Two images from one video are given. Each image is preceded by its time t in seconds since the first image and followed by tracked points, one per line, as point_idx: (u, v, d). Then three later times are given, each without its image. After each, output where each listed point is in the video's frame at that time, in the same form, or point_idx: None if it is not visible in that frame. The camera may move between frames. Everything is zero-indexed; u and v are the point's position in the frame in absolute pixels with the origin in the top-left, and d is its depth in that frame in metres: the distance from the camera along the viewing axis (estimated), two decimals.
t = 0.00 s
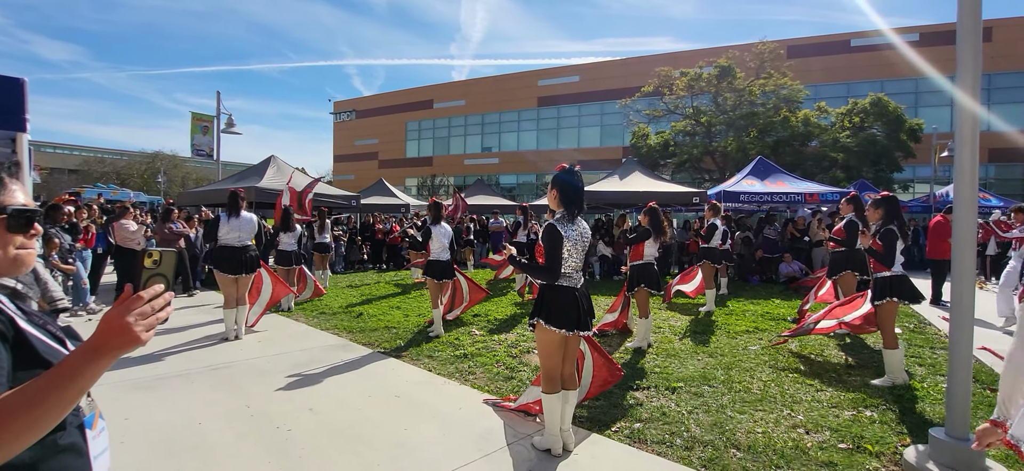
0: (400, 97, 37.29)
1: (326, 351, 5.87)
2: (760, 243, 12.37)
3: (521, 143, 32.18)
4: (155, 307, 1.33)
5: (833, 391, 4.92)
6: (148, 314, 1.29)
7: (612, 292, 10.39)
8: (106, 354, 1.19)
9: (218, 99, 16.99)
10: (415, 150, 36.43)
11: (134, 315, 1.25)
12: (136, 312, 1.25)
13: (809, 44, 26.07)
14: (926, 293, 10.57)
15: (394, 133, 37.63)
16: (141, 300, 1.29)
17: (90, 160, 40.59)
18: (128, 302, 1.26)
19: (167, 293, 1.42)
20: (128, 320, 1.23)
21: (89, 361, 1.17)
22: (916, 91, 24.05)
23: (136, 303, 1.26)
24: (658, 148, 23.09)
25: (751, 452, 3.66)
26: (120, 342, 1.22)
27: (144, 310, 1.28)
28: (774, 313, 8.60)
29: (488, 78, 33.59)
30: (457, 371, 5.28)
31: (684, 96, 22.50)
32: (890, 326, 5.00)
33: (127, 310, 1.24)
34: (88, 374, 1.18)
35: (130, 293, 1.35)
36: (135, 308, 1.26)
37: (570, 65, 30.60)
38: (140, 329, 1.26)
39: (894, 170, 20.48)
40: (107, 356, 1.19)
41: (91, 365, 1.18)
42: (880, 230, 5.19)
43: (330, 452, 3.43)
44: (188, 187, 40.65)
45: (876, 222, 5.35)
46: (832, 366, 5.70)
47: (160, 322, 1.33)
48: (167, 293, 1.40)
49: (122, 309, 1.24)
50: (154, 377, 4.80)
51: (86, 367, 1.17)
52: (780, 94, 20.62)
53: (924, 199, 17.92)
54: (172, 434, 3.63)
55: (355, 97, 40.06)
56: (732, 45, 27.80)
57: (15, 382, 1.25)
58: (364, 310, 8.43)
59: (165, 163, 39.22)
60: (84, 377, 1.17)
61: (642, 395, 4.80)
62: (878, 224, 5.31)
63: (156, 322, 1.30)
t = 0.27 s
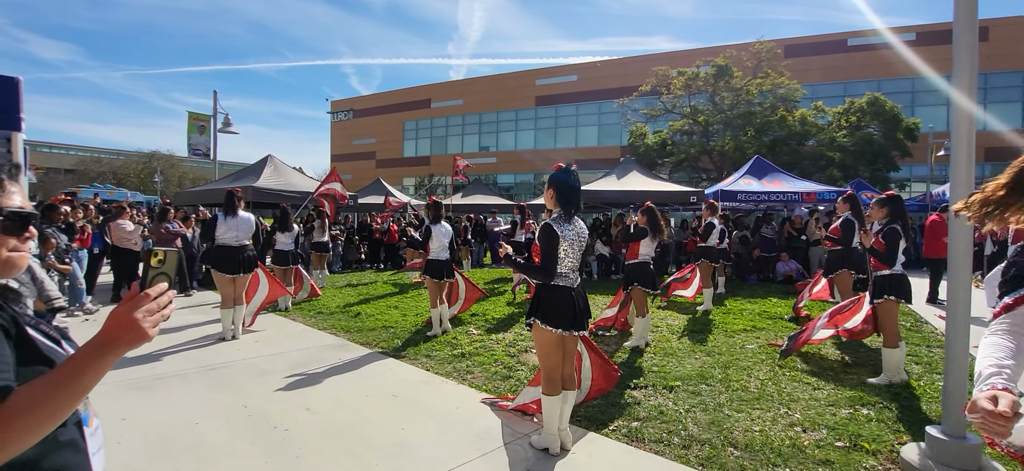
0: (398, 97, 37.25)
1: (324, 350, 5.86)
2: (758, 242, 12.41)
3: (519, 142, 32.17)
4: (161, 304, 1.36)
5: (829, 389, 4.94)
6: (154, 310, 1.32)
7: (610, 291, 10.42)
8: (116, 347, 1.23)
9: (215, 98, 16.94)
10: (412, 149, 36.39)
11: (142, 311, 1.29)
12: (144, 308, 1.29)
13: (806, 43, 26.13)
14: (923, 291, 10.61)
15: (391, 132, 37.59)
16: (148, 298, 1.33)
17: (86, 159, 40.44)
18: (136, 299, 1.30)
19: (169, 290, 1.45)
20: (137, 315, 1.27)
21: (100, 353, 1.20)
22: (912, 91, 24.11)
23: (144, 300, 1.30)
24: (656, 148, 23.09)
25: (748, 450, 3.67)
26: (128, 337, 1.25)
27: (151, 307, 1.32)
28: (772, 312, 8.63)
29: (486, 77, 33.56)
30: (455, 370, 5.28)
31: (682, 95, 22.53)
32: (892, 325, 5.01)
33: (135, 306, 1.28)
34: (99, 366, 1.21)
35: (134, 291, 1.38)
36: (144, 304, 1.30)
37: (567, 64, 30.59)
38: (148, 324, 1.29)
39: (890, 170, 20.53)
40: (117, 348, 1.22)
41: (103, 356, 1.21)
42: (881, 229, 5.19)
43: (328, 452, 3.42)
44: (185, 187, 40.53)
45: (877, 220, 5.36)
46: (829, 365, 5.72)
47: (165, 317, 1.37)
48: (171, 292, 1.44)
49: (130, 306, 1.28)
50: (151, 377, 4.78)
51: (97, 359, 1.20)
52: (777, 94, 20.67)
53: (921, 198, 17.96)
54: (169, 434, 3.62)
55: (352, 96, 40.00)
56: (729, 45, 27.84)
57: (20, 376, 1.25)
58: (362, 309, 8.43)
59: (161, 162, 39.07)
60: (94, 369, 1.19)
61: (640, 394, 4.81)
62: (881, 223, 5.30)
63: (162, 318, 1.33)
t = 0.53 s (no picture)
0: (395, 95, 37.16)
1: (321, 349, 5.84)
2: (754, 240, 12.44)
3: (516, 140, 32.15)
4: (169, 294, 1.41)
5: (825, 386, 4.96)
6: (162, 301, 1.37)
7: (608, 289, 10.44)
8: (127, 337, 1.28)
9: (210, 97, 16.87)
10: (409, 148, 36.34)
11: (150, 302, 1.33)
12: (152, 298, 1.34)
13: (802, 42, 26.17)
14: (919, 289, 10.64)
15: (388, 131, 37.52)
16: (157, 289, 1.37)
17: (81, 159, 40.24)
18: (144, 291, 1.35)
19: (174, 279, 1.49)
20: (146, 307, 1.32)
21: (115, 342, 1.26)
22: (908, 89, 24.19)
23: (153, 291, 1.34)
24: (652, 146, 23.09)
25: (745, 447, 3.68)
26: (138, 328, 1.30)
27: (160, 298, 1.36)
28: (769, 309, 8.65)
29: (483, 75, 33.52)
30: (452, 369, 5.28)
31: (678, 94, 22.56)
32: (889, 321, 5.01)
33: (144, 298, 1.33)
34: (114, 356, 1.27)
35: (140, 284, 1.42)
36: (152, 296, 1.34)
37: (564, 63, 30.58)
38: (156, 315, 1.34)
39: (886, 168, 20.59)
40: (129, 339, 1.28)
41: (117, 346, 1.26)
42: (882, 226, 5.19)
43: (326, 451, 3.42)
44: (181, 186, 40.37)
45: (877, 216, 5.35)
46: (824, 362, 5.75)
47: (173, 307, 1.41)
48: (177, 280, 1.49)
49: (140, 297, 1.32)
50: (148, 377, 4.77)
51: (111, 350, 1.26)
52: (773, 92, 20.74)
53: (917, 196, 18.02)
54: (166, 434, 3.61)
55: (349, 95, 39.91)
56: (725, 43, 27.87)
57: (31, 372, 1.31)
58: (359, 308, 8.42)
59: (157, 161, 38.90)
60: (109, 359, 1.25)
61: (638, 391, 4.82)
62: (880, 220, 5.29)
63: (170, 309, 1.38)
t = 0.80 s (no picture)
0: (391, 94, 37.08)
1: (318, 349, 5.83)
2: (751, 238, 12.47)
3: (513, 139, 32.13)
4: (174, 291, 1.49)
5: (822, 383, 4.98)
6: (167, 297, 1.45)
7: (605, 288, 10.45)
8: (136, 331, 1.35)
9: (206, 95, 16.82)
10: (406, 147, 36.29)
11: (157, 298, 1.41)
12: (160, 295, 1.42)
13: (798, 41, 26.22)
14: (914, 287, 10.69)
15: (385, 129, 37.46)
16: (163, 287, 1.45)
17: (76, 158, 40.03)
18: (151, 289, 1.42)
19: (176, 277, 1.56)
20: (154, 302, 1.39)
21: (125, 335, 1.33)
22: (904, 87, 24.28)
23: (160, 288, 1.42)
24: (649, 144, 23.10)
25: (742, 444, 3.69)
26: (147, 322, 1.37)
27: (166, 294, 1.44)
28: (765, 307, 8.68)
29: (480, 74, 33.49)
30: (450, 368, 5.27)
31: (675, 92, 22.59)
32: (886, 319, 5.02)
33: (152, 294, 1.40)
34: (124, 348, 1.34)
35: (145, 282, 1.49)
36: (159, 293, 1.42)
37: (561, 61, 30.57)
38: (164, 310, 1.41)
39: (882, 166, 20.66)
40: (138, 332, 1.35)
41: (126, 339, 1.34)
42: (879, 224, 5.20)
43: (322, 450, 3.41)
44: (176, 185, 40.19)
45: (874, 215, 5.37)
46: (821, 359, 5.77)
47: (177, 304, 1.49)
48: (179, 279, 1.57)
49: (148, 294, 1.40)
50: (143, 377, 4.75)
51: (122, 342, 1.33)
52: (769, 91, 20.82)
53: (912, 194, 18.09)
54: (161, 433, 3.60)
55: (345, 94, 39.82)
56: (722, 42, 27.92)
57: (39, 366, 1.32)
58: (356, 307, 8.41)
59: (153, 160, 38.69)
60: (120, 351, 1.33)
61: (634, 390, 4.83)
62: (877, 218, 5.31)
63: (176, 304, 1.46)
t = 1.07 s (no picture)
0: (387, 93, 37.00)
1: (314, 349, 5.81)
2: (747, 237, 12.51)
3: (510, 138, 32.12)
4: (175, 286, 1.56)
5: (817, 381, 5.00)
6: (170, 291, 1.52)
7: (601, 287, 10.46)
8: (143, 325, 1.42)
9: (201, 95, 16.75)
10: (403, 146, 36.24)
11: (162, 294, 1.48)
12: (163, 291, 1.49)
13: (794, 40, 26.29)
14: (909, 285, 10.73)
15: (382, 129, 37.39)
16: (166, 282, 1.52)
17: (70, 158, 39.82)
18: (155, 285, 1.50)
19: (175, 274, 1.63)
20: (159, 298, 1.46)
21: (131, 328, 1.40)
22: (899, 86, 24.39)
23: (163, 284, 1.50)
24: (646, 144, 23.12)
25: (738, 443, 3.71)
26: (152, 317, 1.44)
27: (169, 291, 1.51)
28: (761, 306, 8.71)
29: (476, 73, 33.46)
30: (446, 368, 5.27)
31: (672, 91, 22.62)
32: (881, 317, 5.04)
33: (156, 290, 1.48)
34: (131, 342, 1.40)
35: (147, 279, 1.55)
36: (163, 289, 1.50)
37: (558, 60, 30.58)
38: (167, 304, 1.49)
39: (877, 165, 20.74)
40: (145, 326, 1.42)
41: (133, 332, 1.40)
42: (875, 223, 5.22)
43: (318, 450, 3.41)
44: (172, 185, 39.99)
45: (869, 213, 5.41)
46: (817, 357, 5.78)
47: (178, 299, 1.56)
48: (179, 277, 1.64)
49: (152, 290, 1.47)
50: (138, 378, 4.73)
51: (129, 334, 1.40)
52: (765, 90, 20.91)
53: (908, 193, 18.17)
54: (157, 434, 3.58)
55: (341, 93, 39.73)
56: (718, 41, 27.97)
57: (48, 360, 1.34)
58: (352, 307, 8.39)
59: (148, 160, 38.49)
60: (128, 344, 1.39)
61: (631, 388, 4.84)
62: (873, 217, 5.34)
63: (178, 298, 1.54)
